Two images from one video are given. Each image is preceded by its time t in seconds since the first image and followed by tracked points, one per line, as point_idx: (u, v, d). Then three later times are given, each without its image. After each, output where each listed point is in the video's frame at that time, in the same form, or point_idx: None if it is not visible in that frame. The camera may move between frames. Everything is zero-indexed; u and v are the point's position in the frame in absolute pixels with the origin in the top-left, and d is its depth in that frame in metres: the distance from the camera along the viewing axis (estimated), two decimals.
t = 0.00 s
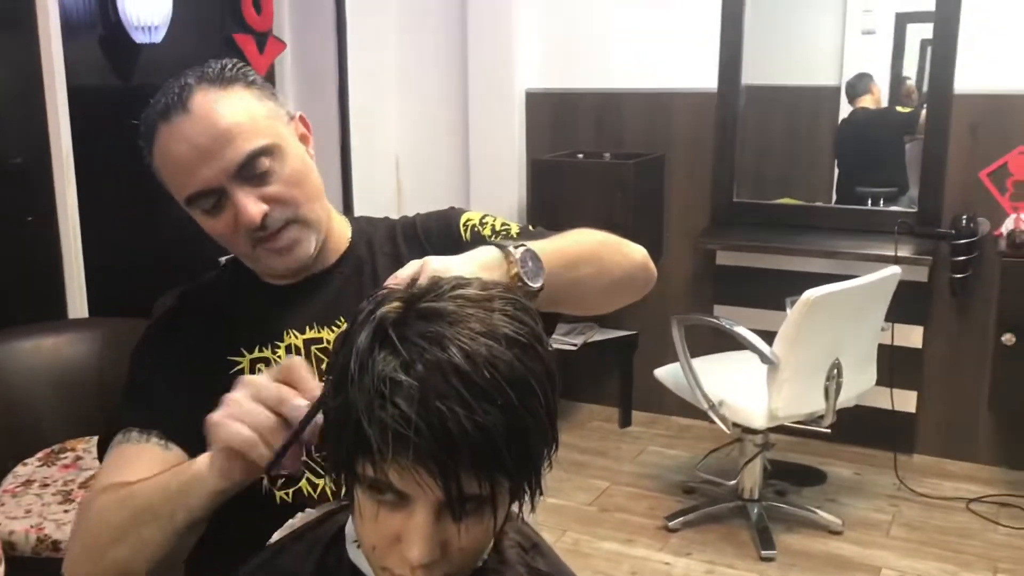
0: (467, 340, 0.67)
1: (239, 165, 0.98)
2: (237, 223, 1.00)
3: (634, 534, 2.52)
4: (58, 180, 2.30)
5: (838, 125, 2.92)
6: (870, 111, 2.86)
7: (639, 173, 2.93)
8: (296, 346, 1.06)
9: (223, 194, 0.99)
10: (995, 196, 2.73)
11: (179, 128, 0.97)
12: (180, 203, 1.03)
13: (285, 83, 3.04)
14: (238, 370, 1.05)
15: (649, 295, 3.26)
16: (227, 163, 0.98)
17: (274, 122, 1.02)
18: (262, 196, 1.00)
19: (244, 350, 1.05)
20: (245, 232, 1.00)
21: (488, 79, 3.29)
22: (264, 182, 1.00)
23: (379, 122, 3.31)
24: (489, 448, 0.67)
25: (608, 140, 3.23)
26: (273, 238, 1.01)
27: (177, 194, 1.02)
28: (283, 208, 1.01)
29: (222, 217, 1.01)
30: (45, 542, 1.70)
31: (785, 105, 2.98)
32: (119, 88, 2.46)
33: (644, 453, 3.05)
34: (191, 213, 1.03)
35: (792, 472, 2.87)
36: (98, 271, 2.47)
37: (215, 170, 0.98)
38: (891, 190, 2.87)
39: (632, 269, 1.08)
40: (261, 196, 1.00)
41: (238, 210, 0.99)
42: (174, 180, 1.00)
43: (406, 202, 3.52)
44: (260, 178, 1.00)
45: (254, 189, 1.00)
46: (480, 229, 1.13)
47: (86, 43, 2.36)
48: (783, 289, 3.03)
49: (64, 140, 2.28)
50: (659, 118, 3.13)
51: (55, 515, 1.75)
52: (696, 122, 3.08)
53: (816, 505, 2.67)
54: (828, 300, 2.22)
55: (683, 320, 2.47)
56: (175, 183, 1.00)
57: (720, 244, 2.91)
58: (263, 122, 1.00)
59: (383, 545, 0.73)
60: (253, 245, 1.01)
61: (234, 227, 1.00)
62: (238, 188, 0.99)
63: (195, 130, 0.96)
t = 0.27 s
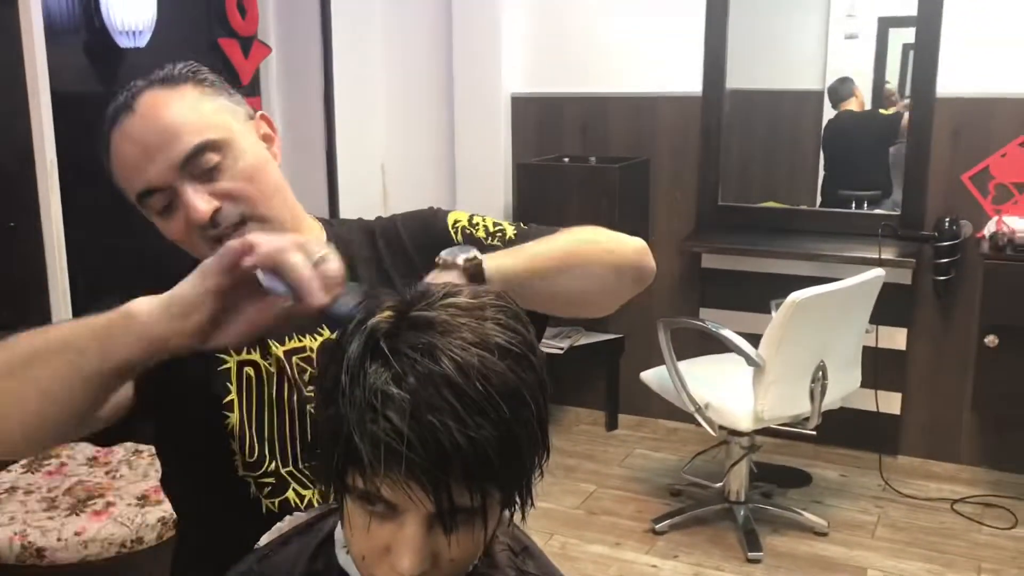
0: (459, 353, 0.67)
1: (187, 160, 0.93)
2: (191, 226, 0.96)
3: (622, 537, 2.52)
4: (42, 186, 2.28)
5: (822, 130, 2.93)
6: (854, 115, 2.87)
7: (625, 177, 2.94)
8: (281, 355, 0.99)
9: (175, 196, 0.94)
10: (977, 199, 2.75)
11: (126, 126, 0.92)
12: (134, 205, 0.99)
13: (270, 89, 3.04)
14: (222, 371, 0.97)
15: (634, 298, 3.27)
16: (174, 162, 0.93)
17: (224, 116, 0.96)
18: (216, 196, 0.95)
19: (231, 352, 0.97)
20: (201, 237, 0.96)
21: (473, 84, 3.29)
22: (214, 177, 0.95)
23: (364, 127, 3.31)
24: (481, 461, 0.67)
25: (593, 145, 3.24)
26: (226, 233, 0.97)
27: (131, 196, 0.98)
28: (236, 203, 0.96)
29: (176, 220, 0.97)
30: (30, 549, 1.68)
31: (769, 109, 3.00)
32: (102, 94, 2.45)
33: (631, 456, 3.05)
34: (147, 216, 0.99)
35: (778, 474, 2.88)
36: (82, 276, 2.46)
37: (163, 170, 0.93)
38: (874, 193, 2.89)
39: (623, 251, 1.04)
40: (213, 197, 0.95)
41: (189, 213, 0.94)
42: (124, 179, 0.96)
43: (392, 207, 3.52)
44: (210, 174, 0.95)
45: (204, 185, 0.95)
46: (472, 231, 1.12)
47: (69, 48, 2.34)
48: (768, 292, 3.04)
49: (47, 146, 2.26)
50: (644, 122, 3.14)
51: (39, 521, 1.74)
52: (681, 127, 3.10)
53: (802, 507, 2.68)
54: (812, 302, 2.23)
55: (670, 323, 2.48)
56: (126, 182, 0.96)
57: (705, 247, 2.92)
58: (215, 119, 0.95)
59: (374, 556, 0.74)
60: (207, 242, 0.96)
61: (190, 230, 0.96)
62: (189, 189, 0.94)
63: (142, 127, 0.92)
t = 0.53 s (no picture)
0: (468, 363, 0.67)
1: (186, 172, 0.89)
2: (189, 236, 0.91)
3: (621, 536, 2.52)
4: (40, 186, 2.28)
5: (820, 128, 2.93)
6: (852, 113, 2.88)
7: (623, 175, 2.94)
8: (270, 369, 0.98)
9: (173, 206, 0.90)
10: (975, 197, 2.75)
11: (123, 137, 0.89)
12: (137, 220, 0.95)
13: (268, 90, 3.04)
14: (208, 400, 0.97)
15: (633, 297, 3.27)
16: (171, 171, 0.89)
17: (224, 125, 0.93)
18: (214, 205, 0.90)
19: (215, 376, 0.98)
20: (198, 247, 0.91)
21: (471, 83, 3.29)
22: (214, 190, 0.91)
23: (362, 126, 3.31)
24: (490, 472, 0.67)
25: (592, 143, 3.23)
26: (228, 248, 0.91)
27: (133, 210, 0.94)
28: (236, 216, 0.91)
29: (176, 231, 0.92)
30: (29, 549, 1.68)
31: (767, 107, 3.00)
32: (100, 93, 2.44)
33: (629, 455, 3.05)
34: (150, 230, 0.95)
35: (776, 472, 2.88)
36: (79, 276, 2.45)
37: (159, 179, 0.89)
38: (872, 191, 2.89)
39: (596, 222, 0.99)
40: (212, 206, 0.90)
41: (187, 223, 0.90)
42: (126, 193, 0.92)
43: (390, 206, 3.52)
44: (209, 187, 0.90)
45: (203, 199, 0.90)
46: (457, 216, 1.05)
47: (66, 48, 2.34)
48: (766, 289, 3.04)
49: (45, 145, 2.26)
50: (642, 120, 3.14)
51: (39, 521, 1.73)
52: (678, 126, 3.10)
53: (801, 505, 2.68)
54: (810, 301, 2.23)
55: (668, 322, 2.48)
56: (127, 196, 0.92)
57: (703, 244, 2.92)
58: (213, 127, 0.91)
59: (379, 563, 0.74)
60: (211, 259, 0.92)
61: (188, 242, 0.91)
62: (187, 199, 0.90)
63: (139, 139, 0.88)
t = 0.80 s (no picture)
0: (458, 352, 0.67)
1: (229, 141, 0.88)
2: (217, 203, 0.89)
3: (622, 535, 2.52)
4: (40, 186, 2.27)
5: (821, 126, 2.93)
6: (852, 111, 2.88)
7: (623, 174, 2.94)
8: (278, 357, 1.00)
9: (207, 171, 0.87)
10: (976, 195, 2.75)
11: (169, 95, 0.85)
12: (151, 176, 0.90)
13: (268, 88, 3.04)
14: (214, 385, 0.98)
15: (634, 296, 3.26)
16: (216, 138, 0.87)
17: (267, 101, 0.92)
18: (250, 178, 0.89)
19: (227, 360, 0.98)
20: (225, 215, 0.89)
21: (471, 82, 3.29)
22: (251, 162, 0.90)
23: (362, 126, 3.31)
24: (480, 461, 0.67)
25: (593, 142, 3.23)
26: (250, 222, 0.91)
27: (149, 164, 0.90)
28: (267, 191, 0.91)
29: (200, 195, 0.89)
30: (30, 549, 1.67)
31: (768, 105, 2.99)
32: (100, 93, 2.44)
33: (630, 454, 3.05)
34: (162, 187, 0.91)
35: (777, 471, 2.88)
36: (80, 275, 2.45)
37: (201, 143, 0.86)
38: (872, 189, 2.89)
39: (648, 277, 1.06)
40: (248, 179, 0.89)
41: (220, 190, 0.88)
42: (149, 147, 0.88)
43: (390, 205, 3.51)
44: (247, 159, 0.89)
45: (239, 169, 0.89)
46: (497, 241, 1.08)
47: (66, 47, 2.34)
48: (767, 288, 3.04)
49: (46, 145, 2.26)
50: (643, 119, 3.14)
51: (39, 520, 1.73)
52: (679, 124, 3.10)
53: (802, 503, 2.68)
54: (811, 299, 2.23)
55: (669, 320, 2.47)
56: (152, 150, 0.88)
57: (704, 243, 2.92)
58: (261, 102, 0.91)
59: (373, 553, 0.74)
60: (229, 229, 0.91)
61: (212, 209, 0.89)
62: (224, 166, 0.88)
63: (188, 100, 0.85)
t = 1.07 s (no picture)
0: (456, 350, 0.67)
1: (361, 117, 0.97)
2: (331, 170, 0.98)
3: (624, 536, 2.52)
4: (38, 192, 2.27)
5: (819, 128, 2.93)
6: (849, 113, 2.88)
7: (622, 176, 2.94)
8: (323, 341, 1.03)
9: (333, 137, 0.97)
10: (974, 195, 2.75)
11: (315, 62, 0.97)
12: (285, 142, 1.01)
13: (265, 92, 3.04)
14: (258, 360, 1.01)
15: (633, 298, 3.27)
16: (351, 109, 0.97)
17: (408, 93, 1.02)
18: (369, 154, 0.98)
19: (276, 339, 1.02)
20: (335, 180, 0.97)
21: (470, 85, 3.30)
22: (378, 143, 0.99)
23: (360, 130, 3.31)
24: (477, 458, 0.67)
25: (591, 144, 3.23)
26: (358, 197, 0.99)
27: (286, 134, 1.00)
28: (382, 175, 0.98)
29: (318, 161, 0.98)
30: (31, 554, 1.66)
31: (766, 106, 2.99)
32: (97, 99, 2.44)
33: (631, 456, 3.05)
34: (291, 158, 1.01)
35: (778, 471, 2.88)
36: (80, 281, 2.45)
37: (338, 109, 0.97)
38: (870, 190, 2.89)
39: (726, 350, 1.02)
40: (367, 154, 0.98)
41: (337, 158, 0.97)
42: (291, 112, 0.99)
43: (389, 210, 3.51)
44: (374, 138, 0.98)
45: (363, 144, 0.98)
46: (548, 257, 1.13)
47: (64, 52, 2.34)
48: (766, 289, 3.04)
49: (45, 151, 2.26)
50: (641, 121, 3.14)
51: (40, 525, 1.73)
52: (677, 127, 3.10)
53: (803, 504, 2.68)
54: (810, 299, 2.23)
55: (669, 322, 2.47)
56: (290, 114, 0.99)
57: (703, 245, 2.92)
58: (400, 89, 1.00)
59: (371, 553, 0.73)
60: (332, 200, 0.99)
61: (325, 173, 0.98)
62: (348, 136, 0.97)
63: (328, 69, 0.97)
